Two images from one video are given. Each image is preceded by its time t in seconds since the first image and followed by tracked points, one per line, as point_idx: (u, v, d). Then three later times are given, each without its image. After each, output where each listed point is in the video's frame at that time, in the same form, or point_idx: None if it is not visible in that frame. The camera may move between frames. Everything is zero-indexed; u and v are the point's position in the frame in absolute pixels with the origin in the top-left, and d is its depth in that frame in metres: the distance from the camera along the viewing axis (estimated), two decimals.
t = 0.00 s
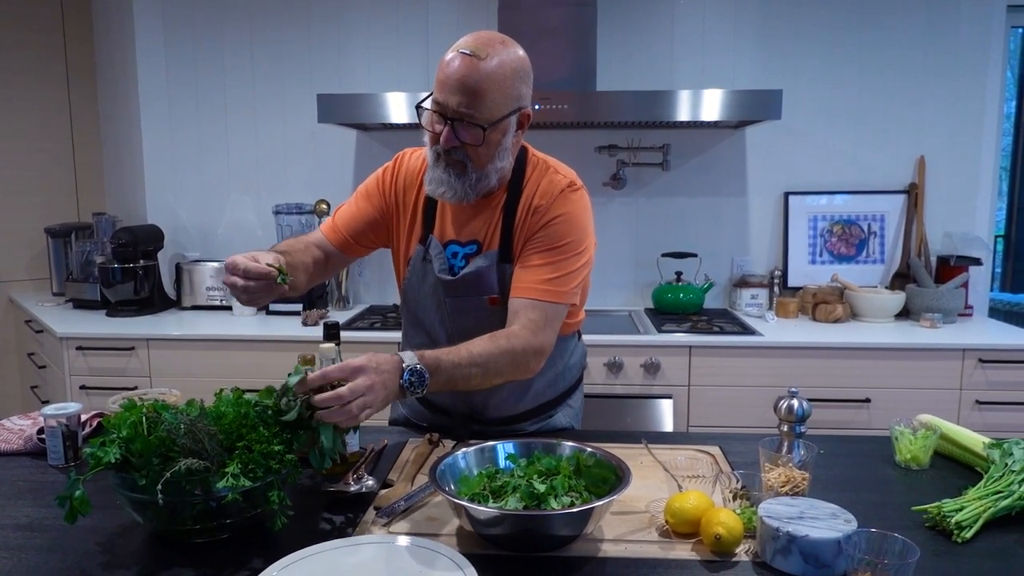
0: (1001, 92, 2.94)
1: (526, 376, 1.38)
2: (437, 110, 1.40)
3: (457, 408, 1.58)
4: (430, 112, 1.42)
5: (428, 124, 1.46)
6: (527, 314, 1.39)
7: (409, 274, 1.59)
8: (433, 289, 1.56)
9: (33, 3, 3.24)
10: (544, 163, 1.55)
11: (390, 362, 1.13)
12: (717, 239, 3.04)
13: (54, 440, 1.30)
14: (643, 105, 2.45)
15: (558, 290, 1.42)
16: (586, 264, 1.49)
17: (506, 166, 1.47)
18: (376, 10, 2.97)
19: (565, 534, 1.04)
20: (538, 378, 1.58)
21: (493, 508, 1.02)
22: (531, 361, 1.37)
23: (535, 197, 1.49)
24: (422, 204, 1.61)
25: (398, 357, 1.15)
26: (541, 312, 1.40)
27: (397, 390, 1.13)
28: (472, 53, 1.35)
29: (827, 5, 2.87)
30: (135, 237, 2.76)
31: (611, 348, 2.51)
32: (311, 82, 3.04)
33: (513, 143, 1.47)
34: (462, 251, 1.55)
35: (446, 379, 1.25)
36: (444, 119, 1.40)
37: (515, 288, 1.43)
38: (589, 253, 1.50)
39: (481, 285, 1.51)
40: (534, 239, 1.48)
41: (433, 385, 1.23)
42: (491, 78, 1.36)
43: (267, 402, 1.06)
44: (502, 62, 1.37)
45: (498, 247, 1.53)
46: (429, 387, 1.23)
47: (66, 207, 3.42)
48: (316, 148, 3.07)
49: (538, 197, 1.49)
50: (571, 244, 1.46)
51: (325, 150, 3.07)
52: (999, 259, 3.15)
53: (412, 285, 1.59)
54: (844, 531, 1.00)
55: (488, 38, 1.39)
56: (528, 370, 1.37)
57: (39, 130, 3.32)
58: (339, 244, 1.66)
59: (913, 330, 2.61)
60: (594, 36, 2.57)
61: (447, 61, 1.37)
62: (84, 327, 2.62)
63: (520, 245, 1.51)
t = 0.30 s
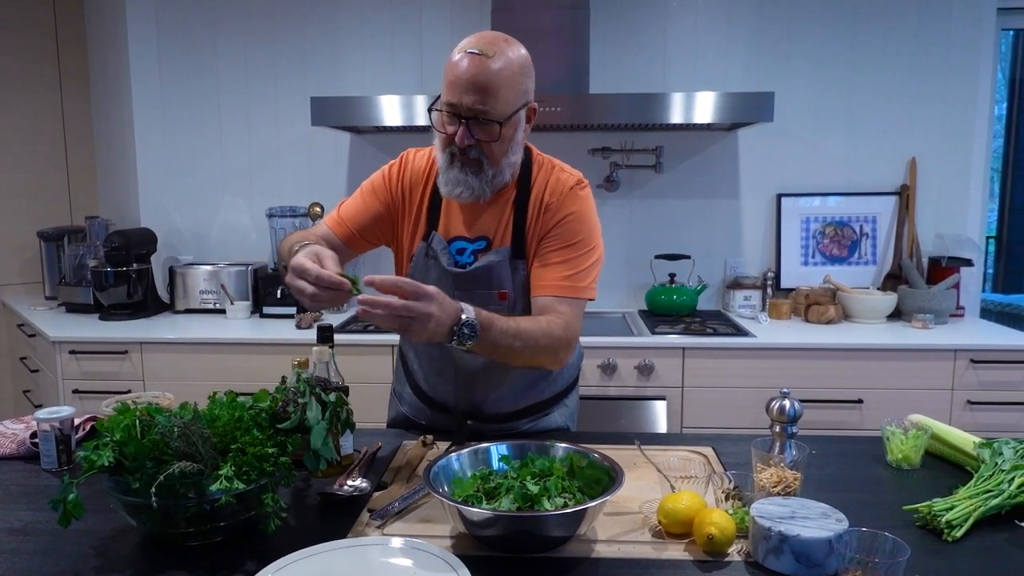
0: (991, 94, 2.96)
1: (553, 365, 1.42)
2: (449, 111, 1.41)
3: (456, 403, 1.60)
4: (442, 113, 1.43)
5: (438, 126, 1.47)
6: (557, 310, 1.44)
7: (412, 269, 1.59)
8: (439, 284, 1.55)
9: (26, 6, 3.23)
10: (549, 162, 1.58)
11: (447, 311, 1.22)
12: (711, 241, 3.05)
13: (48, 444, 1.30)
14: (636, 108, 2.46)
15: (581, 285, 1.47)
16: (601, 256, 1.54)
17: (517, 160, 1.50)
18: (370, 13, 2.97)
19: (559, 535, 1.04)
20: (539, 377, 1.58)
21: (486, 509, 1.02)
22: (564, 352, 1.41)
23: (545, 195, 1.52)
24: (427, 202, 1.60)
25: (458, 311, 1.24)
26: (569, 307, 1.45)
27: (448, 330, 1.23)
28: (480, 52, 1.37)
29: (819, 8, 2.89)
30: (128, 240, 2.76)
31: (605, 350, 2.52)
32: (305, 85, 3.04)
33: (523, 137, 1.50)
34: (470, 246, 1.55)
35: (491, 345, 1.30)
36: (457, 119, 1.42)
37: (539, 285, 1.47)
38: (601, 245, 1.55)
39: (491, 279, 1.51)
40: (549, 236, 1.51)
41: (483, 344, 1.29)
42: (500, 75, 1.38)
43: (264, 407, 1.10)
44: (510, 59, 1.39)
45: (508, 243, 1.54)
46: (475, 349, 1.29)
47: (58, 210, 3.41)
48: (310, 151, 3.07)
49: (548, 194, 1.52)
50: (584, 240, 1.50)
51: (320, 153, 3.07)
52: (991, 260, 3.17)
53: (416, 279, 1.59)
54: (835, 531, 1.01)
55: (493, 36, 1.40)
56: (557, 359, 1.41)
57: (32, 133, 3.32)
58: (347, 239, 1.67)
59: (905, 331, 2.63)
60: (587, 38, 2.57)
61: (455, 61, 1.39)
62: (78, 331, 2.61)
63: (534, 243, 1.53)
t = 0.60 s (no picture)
0: (979, 96, 2.99)
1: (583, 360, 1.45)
2: (479, 111, 1.44)
3: (470, 401, 1.61)
4: (470, 114, 1.46)
5: (462, 129, 1.49)
6: (588, 304, 1.48)
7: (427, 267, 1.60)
8: (457, 279, 1.58)
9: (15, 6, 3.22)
10: (562, 162, 1.63)
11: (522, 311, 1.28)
12: (702, 242, 3.07)
13: (39, 445, 1.29)
14: (628, 109, 2.47)
15: (607, 278, 1.52)
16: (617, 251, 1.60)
17: (539, 156, 1.55)
18: (362, 14, 2.97)
19: (551, 534, 1.05)
20: (548, 374, 1.60)
21: (479, 509, 1.03)
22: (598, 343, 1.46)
23: (563, 192, 1.57)
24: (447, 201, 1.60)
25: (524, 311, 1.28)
26: (599, 302, 1.50)
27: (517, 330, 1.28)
28: (508, 52, 1.40)
29: (809, 10, 2.91)
30: (119, 241, 2.74)
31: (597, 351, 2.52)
32: (297, 86, 3.04)
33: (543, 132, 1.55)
34: (488, 243, 1.58)
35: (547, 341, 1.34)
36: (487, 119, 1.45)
37: (569, 281, 1.52)
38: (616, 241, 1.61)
39: (513, 274, 1.54)
40: (571, 233, 1.56)
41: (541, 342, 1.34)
42: (526, 72, 1.42)
43: (256, 407, 1.10)
44: (535, 58, 1.44)
45: (528, 239, 1.57)
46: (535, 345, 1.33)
47: (49, 211, 3.39)
48: (302, 152, 3.07)
49: (567, 193, 1.57)
50: (606, 235, 1.56)
51: (311, 154, 3.07)
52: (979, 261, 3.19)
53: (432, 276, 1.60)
54: (825, 529, 1.02)
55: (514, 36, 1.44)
56: (589, 355, 1.45)
57: (22, 133, 3.30)
58: (376, 242, 1.63)
59: (894, 332, 2.65)
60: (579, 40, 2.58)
61: (481, 62, 1.41)
62: (68, 331, 2.60)
63: (555, 239, 1.58)
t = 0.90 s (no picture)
0: (964, 97, 3.02)
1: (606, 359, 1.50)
2: (503, 110, 1.44)
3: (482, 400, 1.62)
4: (493, 113, 1.46)
5: (484, 127, 1.49)
6: (610, 304, 1.54)
7: (443, 269, 1.61)
8: (472, 279, 1.59)
9: None
10: (572, 162, 1.67)
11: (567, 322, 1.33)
12: (691, 241, 3.08)
13: (26, 444, 1.28)
14: (618, 108, 2.48)
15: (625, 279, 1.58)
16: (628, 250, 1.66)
17: (557, 155, 1.56)
18: (351, 11, 2.96)
19: (542, 531, 1.05)
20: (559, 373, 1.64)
21: (471, 507, 1.03)
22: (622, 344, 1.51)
23: (578, 193, 1.61)
24: (463, 200, 1.60)
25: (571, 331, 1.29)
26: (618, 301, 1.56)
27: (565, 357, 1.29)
28: (531, 51, 1.40)
29: (797, 11, 2.93)
30: (106, 238, 2.72)
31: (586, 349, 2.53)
32: (285, 84, 3.02)
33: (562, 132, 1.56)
34: (503, 244, 1.60)
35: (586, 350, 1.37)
36: (511, 118, 1.45)
37: (591, 282, 1.57)
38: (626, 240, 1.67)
39: (531, 274, 1.57)
40: (587, 234, 1.61)
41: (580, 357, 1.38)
42: (549, 70, 1.42)
43: (247, 406, 1.10)
44: (556, 57, 1.44)
45: (544, 240, 1.61)
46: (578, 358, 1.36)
47: (34, 208, 3.36)
48: (290, 150, 3.06)
49: (582, 194, 1.61)
50: (620, 236, 1.62)
51: (300, 152, 3.06)
52: (964, 260, 3.23)
53: (447, 276, 1.61)
54: (813, 526, 1.03)
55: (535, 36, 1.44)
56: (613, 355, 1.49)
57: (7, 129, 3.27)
58: (397, 248, 1.59)
59: (880, 330, 2.68)
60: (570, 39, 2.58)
61: (505, 60, 1.41)
62: (55, 330, 2.58)
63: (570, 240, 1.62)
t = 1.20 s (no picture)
0: (958, 100, 3.04)
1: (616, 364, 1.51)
2: (513, 113, 1.44)
3: (490, 403, 1.63)
4: (503, 116, 1.46)
5: (494, 128, 1.49)
6: (619, 311, 1.55)
7: (452, 273, 1.62)
8: (481, 283, 1.60)
9: None
10: (579, 166, 1.67)
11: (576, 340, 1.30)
12: (687, 243, 3.09)
13: (23, 448, 1.29)
14: (613, 111, 2.49)
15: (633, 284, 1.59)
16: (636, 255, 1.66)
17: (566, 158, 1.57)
18: (347, 14, 2.97)
19: (539, 534, 1.05)
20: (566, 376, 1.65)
21: (468, 510, 1.04)
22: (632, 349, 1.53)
23: (587, 198, 1.62)
24: (472, 205, 1.61)
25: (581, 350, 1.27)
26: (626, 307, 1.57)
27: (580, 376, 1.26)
28: (542, 55, 1.41)
29: (791, 14, 2.94)
30: (102, 241, 2.72)
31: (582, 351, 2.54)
32: (281, 87, 3.03)
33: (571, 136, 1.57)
34: (512, 248, 1.60)
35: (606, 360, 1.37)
36: (521, 121, 1.46)
37: (600, 288, 1.58)
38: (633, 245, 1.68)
39: (539, 278, 1.58)
40: (595, 239, 1.62)
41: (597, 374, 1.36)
42: (560, 74, 1.43)
43: (244, 409, 1.10)
44: (566, 60, 1.45)
45: (553, 244, 1.61)
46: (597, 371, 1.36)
47: (29, 211, 3.36)
48: (286, 152, 3.06)
49: (591, 199, 1.62)
50: (628, 242, 1.63)
51: (296, 155, 3.06)
52: (959, 262, 3.25)
53: (456, 281, 1.62)
54: (808, 528, 1.04)
55: (546, 40, 1.45)
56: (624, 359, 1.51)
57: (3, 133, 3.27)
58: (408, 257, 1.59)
59: (875, 332, 2.69)
60: (566, 42, 2.58)
61: (516, 64, 1.41)
62: (51, 333, 2.58)
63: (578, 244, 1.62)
